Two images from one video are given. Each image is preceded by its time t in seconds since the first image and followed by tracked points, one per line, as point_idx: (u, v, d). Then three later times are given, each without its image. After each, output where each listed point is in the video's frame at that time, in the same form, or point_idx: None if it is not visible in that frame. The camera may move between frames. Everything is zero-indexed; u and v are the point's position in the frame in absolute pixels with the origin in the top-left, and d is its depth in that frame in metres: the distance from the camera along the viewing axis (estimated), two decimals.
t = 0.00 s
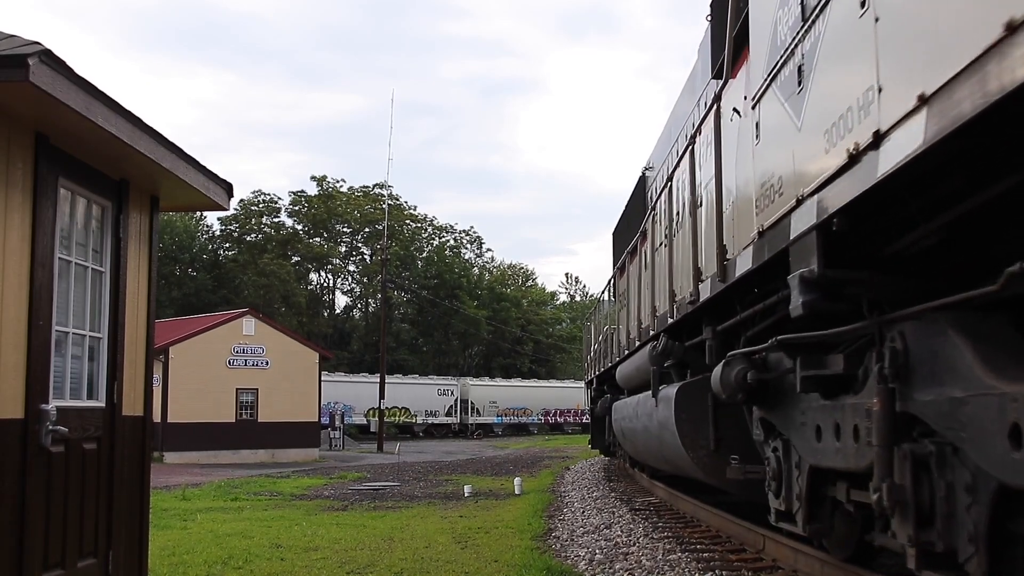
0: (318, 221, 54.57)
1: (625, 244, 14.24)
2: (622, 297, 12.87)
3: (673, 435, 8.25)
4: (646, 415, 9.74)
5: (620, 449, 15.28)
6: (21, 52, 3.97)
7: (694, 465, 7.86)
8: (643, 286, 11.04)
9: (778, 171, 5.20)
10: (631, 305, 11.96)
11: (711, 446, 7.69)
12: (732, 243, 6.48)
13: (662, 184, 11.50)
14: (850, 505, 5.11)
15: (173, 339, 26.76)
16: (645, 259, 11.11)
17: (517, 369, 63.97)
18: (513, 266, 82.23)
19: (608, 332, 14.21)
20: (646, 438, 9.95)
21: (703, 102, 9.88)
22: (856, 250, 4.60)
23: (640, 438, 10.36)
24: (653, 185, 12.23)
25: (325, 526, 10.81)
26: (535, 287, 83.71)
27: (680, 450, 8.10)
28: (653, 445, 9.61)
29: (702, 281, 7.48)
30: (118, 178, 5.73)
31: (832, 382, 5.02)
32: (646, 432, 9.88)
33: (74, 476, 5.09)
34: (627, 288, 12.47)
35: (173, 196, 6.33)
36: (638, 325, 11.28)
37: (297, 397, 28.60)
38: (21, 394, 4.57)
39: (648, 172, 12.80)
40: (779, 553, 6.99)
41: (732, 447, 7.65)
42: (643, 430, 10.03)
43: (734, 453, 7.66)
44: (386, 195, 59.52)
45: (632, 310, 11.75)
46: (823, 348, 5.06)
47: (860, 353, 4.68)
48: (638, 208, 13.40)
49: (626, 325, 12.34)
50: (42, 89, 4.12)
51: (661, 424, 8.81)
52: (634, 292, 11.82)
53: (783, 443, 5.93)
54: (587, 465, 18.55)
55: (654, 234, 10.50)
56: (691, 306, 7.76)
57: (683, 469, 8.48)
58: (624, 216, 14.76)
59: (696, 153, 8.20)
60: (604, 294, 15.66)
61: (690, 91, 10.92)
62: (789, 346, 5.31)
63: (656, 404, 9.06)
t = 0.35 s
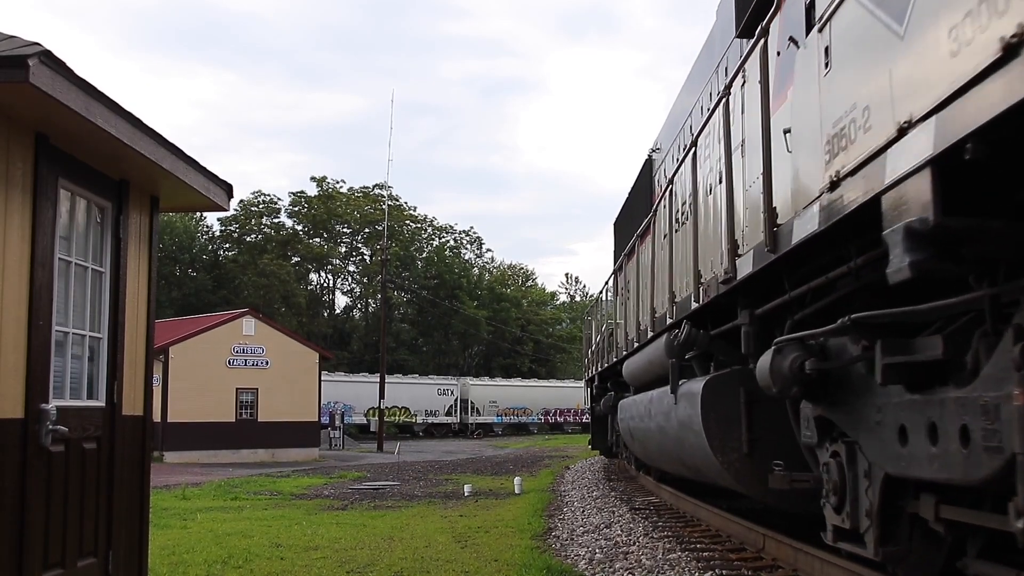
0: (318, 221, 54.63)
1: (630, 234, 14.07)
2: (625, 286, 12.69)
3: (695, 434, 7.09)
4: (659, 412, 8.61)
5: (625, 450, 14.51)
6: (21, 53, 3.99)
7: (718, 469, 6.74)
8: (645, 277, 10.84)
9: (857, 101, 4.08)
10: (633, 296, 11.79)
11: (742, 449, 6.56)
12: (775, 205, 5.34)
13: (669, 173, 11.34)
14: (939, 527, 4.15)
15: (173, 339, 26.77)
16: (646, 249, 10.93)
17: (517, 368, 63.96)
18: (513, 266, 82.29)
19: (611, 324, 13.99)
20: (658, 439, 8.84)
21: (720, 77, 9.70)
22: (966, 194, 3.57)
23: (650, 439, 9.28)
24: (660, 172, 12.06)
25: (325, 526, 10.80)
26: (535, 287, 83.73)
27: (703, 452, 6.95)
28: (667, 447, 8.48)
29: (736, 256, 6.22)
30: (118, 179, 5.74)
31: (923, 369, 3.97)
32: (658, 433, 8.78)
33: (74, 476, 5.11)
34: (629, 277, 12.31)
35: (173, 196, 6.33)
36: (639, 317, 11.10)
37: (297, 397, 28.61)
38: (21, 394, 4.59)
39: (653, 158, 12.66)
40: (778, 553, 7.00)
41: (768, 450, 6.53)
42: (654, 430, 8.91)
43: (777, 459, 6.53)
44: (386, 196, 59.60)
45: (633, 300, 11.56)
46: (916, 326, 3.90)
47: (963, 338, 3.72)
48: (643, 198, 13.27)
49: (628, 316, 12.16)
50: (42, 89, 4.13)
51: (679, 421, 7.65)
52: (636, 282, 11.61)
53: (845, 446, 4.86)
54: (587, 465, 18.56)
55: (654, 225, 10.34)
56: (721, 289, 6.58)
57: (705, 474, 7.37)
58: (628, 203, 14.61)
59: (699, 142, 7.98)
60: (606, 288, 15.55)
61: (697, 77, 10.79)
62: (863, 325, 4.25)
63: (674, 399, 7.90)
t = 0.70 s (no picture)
0: (318, 221, 54.66)
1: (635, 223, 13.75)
2: (631, 275, 12.38)
3: (727, 436, 6.18)
4: (678, 410, 7.78)
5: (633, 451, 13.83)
6: (21, 53, 3.98)
7: (756, 476, 5.85)
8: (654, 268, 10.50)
9: None
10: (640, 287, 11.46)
11: (789, 453, 5.68)
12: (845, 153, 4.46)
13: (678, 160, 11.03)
14: None
15: (173, 339, 26.77)
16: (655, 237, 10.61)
17: (517, 368, 63.95)
18: (513, 266, 82.35)
19: (614, 315, 13.69)
20: (676, 440, 8.01)
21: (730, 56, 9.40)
22: None
23: (667, 439, 8.44)
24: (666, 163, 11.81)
25: (325, 526, 10.80)
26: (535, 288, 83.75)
27: (737, 455, 6.05)
28: (687, 450, 7.64)
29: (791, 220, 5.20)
30: (118, 179, 5.73)
31: None
32: (677, 434, 7.95)
33: (74, 476, 5.10)
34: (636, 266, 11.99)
35: (173, 196, 6.33)
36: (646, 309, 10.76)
37: (297, 397, 28.62)
38: (21, 394, 4.58)
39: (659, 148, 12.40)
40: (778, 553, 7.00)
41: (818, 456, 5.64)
42: (673, 431, 8.08)
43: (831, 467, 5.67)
44: (386, 196, 59.66)
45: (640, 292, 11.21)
46: None
47: None
48: (648, 186, 12.99)
49: (634, 307, 11.85)
50: (41, 89, 4.12)
51: (707, 420, 6.73)
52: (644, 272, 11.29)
53: (945, 456, 3.80)
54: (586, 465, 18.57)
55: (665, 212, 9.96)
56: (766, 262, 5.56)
57: (737, 481, 6.50)
58: (633, 192, 14.34)
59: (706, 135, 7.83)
60: (607, 281, 15.35)
61: (705, 63, 10.52)
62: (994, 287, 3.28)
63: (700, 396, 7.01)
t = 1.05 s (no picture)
0: (318, 221, 54.68)
1: (640, 211, 13.33)
2: (638, 264, 11.93)
3: (779, 436, 5.25)
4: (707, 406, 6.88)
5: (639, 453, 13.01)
6: (21, 53, 3.99)
7: (816, 485, 4.93)
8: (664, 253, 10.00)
9: None
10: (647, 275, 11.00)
11: (860, 459, 4.77)
12: (945, 86, 3.71)
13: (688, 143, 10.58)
14: None
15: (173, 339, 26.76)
16: (664, 221, 10.13)
17: (517, 368, 63.92)
18: (513, 266, 82.37)
19: (618, 309, 13.30)
20: (701, 441, 7.11)
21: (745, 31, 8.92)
22: None
23: (688, 438, 7.55)
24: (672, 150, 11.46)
25: (324, 526, 10.80)
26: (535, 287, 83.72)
27: (792, 459, 5.13)
28: (716, 452, 6.75)
29: (881, 161, 4.14)
30: (118, 179, 5.74)
31: None
32: (702, 434, 7.05)
33: (74, 476, 5.11)
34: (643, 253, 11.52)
35: (173, 196, 6.34)
36: (654, 298, 10.26)
37: (297, 397, 28.62)
38: (21, 394, 4.59)
39: (666, 133, 11.99)
40: (778, 552, 7.00)
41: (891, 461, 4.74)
42: (697, 430, 7.19)
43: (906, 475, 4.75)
44: (386, 196, 59.71)
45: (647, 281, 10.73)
46: None
47: None
48: (653, 173, 12.58)
49: (641, 297, 11.37)
50: (42, 90, 4.14)
51: (749, 417, 5.80)
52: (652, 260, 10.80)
53: None
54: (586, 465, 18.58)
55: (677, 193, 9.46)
56: (840, 221, 4.52)
57: (782, 487, 5.61)
58: (637, 181, 13.98)
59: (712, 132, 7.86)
60: (611, 275, 15.02)
61: (716, 45, 10.15)
62: None
63: (739, 390, 6.09)
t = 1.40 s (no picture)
0: (319, 221, 54.71)
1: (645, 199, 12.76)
2: (647, 251, 11.31)
3: (862, 444, 4.35)
4: (747, 405, 5.99)
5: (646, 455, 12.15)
6: (21, 53, 3.98)
7: (912, 502, 4.10)
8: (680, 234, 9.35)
9: None
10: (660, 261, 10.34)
11: (977, 472, 3.93)
12: None
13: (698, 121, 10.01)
14: None
15: (173, 339, 26.77)
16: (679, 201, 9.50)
17: (517, 368, 63.94)
18: (513, 266, 82.42)
19: (623, 300, 12.72)
20: (739, 444, 6.22)
21: None
22: None
23: (720, 440, 6.66)
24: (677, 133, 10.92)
25: (325, 527, 10.81)
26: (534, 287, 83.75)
27: (879, 470, 4.27)
28: (758, 456, 5.91)
29: None
30: (118, 179, 5.73)
31: None
32: (741, 436, 6.18)
33: (74, 477, 5.10)
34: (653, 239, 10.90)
35: (173, 196, 6.33)
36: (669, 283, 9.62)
37: (297, 397, 28.64)
38: (21, 394, 4.58)
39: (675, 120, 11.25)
40: (778, 553, 7.00)
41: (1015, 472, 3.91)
42: (734, 432, 6.30)
43: None
44: (386, 196, 59.78)
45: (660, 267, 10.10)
46: None
47: None
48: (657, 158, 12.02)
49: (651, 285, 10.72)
50: (42, 90, 4.13)
51: (811, 416, 4.94)
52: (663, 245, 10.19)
53: None
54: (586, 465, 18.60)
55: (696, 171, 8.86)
56: (968, 151, 3.51)
57: (852, 501, 4.76)
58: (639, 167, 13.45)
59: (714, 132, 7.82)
60: (613, 266, 14.47)
61: (721, 18, 9.56)
62: None
63: (796, 381, 5.18)
